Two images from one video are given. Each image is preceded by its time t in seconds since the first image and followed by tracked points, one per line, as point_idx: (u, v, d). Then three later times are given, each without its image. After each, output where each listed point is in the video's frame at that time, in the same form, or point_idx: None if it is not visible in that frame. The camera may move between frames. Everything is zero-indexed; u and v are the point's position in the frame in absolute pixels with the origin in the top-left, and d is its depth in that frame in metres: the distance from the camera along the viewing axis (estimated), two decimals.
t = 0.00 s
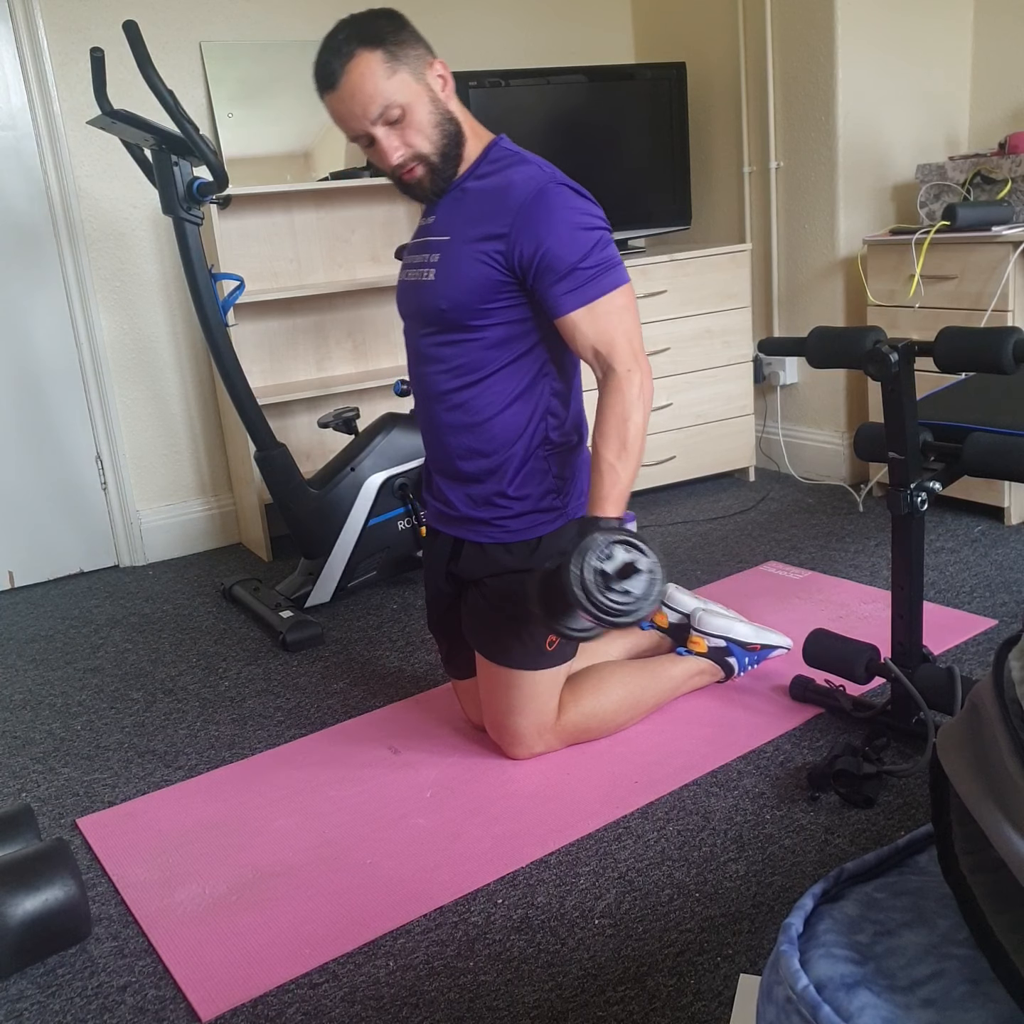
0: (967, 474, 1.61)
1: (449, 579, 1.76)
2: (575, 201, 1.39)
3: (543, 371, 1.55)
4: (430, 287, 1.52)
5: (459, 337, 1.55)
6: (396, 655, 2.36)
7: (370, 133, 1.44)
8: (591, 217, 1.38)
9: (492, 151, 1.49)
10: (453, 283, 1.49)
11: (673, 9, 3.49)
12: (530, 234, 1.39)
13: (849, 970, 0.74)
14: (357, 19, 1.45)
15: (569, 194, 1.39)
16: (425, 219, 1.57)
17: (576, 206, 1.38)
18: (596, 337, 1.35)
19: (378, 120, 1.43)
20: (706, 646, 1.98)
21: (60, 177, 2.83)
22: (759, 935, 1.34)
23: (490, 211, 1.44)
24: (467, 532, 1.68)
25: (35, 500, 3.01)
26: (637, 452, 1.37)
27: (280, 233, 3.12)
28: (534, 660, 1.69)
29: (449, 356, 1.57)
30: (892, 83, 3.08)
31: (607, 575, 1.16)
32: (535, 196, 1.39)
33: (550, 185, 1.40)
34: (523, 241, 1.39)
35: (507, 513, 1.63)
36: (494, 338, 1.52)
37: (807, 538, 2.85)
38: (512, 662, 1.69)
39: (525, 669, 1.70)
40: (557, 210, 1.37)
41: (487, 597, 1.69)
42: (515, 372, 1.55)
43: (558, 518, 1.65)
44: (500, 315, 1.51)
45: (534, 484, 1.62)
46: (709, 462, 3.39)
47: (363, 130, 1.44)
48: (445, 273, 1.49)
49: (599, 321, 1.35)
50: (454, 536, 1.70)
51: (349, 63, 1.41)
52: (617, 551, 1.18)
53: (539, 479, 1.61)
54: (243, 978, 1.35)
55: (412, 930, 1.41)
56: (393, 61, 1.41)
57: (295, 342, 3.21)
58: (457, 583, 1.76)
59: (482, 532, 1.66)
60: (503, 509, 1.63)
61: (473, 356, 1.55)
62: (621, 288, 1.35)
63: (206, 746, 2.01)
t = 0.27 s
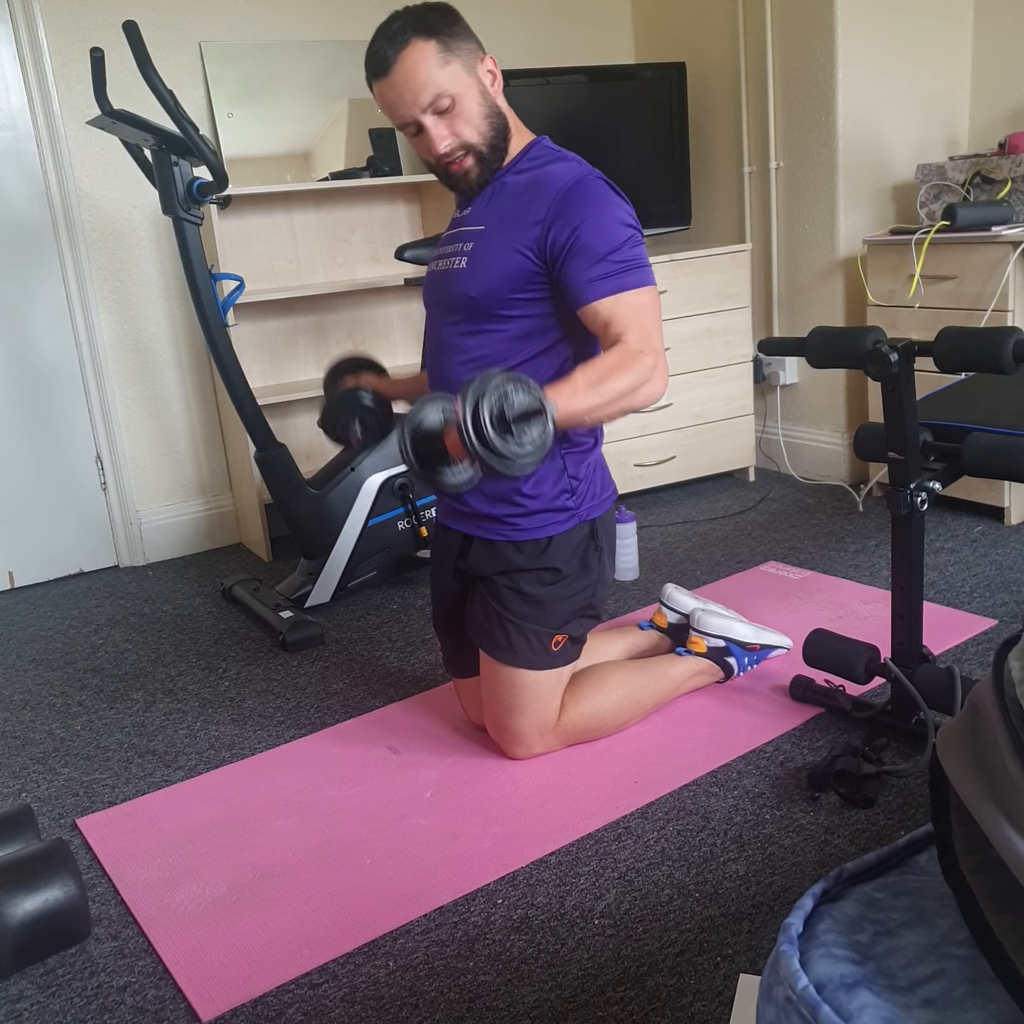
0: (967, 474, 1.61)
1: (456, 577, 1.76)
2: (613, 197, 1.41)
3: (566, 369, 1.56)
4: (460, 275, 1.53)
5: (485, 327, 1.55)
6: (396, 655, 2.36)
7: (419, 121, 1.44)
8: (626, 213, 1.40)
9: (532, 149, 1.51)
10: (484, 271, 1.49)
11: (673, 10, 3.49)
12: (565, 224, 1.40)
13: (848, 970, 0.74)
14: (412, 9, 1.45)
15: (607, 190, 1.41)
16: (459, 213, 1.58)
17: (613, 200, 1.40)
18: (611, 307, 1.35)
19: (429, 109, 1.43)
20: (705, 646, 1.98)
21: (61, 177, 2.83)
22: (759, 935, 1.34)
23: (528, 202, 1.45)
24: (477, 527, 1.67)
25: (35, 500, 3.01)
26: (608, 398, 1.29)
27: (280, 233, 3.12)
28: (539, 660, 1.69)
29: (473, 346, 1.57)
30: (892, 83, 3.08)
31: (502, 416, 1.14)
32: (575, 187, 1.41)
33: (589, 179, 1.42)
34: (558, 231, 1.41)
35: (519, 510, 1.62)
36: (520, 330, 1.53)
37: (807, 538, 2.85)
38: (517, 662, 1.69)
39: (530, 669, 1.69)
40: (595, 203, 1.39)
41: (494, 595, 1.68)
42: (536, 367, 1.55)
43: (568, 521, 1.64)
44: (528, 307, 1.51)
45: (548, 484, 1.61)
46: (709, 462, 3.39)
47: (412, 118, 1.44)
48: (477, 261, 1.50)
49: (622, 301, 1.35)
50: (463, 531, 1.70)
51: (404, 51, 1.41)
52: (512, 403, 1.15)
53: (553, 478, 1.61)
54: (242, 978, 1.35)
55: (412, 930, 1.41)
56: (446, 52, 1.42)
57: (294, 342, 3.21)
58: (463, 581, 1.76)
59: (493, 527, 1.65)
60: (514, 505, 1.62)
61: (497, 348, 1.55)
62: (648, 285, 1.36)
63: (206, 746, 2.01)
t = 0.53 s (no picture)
0: (967, 474, 1.60)
1: (457, 576, 1.76)
2: (607, 187, 1.41)
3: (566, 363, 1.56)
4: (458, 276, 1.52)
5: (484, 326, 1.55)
6: (396, 655, 2.36)
7: (415, 126, 1.44)
8: (621, 201, 1.40)
9: (526, 146, 1.51)
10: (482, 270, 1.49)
11: (673, 9, 3.49)
12: (561, 217, 1.40)
13: (849, 970, 0.74)
14: (394, 17, 1.46)
15: (601, 180, 1.41)
16: (455, 214, 1.58)
17: (608, 191, 1.40)
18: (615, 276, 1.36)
19: (424, 113, 1.43)
20: (705, 645, 1.98)
21: (61, 177, 2.83)
22: (759, 935, 1.34)
23: (523, 198, 1.45)
24: (481, 529, 1.66)
25: (36, 500, 3.01)
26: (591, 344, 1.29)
27: (280, 233, 3.12)
28: (540, 660, 1.69)
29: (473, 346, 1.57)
30: (892, 83, 3.08)
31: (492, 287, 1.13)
32: (569, 180, 1.41)
33: (583, 171, 1.42)
34: (554, 224, 1.41)
35: (524, 509, 1.62)
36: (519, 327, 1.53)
37: (807, 538, 2.85)
38: (518, 662, 1.69)
39: (532, 669, 1.69)
40: (590, 194, 1.39)
41: (495, 595, 1.68)
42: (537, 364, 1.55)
43: (573, 516, 1.64)
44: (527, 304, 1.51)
45: (552, 479, 1.61)
46: (709, 462, 3.39)
47: (407, 123, 1.44)
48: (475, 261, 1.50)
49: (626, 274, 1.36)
50: (466, 533, 1.70)
51: (393, 57, 1.41)
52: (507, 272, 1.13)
53: (557, 475, 1.61)
54: (242, 979, 1.35)
55: (412, 930, 1.41)
56: (437, 54, 1.42)
57: (295, 342, 3.21)
58: (465, 580, 1.76)
59: (497, 527, 1.64)
60: (519, 503, 1.62)
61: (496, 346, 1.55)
62: (645, 272, 1.37)
63: (206, 746, 2.01)
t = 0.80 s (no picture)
0: (967, 474, 1.60)
1: (458, 576, 1.76)
2: (613, 190, 1.41)
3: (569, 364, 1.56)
4: (462, 276, 1.52)
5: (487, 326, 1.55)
6: (396, 655, 2.36)
7: (424, 119, 1.44)
8: (627, 205, 1.40)
9: (531, 148, 1.51)
10: (486, 271, 1.49)
11: (673, 9, 3.49)
12: (566, 219, 1.40)
13: (849, 970, 0.74)
14: (410, 10, 1.46)
15: (607, 183, 1.41)
16: (459, 215, 1.58)
17: (613, 193, 1.40)
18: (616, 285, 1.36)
19: (433, 106, 1.43)
20: (705, 645, 1.98)
21: (61, 177, 2.83)
22: (759, 936, 1.34)
23: (528, 199, 1.45)
24: (482, 529, 1.67)
25: (36, 500, 3.01)
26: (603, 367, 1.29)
27: (280, 233, 3.12)
28: (541, 659, 1.69)
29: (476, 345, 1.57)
30: (892, 83, 3.08)
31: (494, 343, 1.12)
32: (574, 182, 1.41)
33: (589, 173, 1.42)
34: (559, 227, 1.41)
35: (525, 510, 1.62)
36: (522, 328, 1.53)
37: (807, 538, 2.85)
38: (518, 662, 1.69)
39: (533, 668, 1.69)
40: (596, 196, 1.39)
41: (495, 595, 1.69)
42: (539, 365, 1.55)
43: (573, 517, 1.64)
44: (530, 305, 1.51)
45: (553, 480, 1.61)
46: (708, 462, 3.39)
47: (416, 116, 1.44)
48: (479, 261, 1.50)
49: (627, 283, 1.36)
50: (467, 532, 1.70)
51: (407, 48, 1.42)
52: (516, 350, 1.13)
53: (558, 476, 1.61)
54: (242, 979, 1.35)
55: (412, 930, 1.41)
56: (449, 49, 1.42)
57: (295, 342, 3.21)
58: (466, 580, 1.76)
59: (498, 527, 1.64)
60: (519, 503, 1.62)
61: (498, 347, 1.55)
62: (650, 276, 1.37)
63: (206, 746, 2.01)
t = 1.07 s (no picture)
0: (968, 474, 1.60)
1: (458, 576, 1.76)
2: (615, 192, 1.40)
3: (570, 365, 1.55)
4: (463, 275, 1.52)
5: (487, 326, 1.55)
6: (396, 655, 2.36)
7: (424, 115, 1.44)
8: (630, 209, 1.39)
9: (534, 148, 1.51)
10: (487, 271, 1.49)
11: (673, 9, 3.49)
12: (568, 222, 1.39)
13: (849, 970, 0.74)
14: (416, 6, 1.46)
15: (610, 186, 1.40)
16: (461, 212, 1.58)
17: (616, 197, 1.39)
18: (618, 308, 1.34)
19: (435, 102, 1.42)
20: (706, 646, 1.98)
21: (61, 177, 2.83)
22: (759, 935, 1.34)
23: (529, 200, 1.45)
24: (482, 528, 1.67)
25: (36, 500, 3.01)
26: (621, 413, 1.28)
27: (279, 233, 3.12)
28: (541, 658, 1.69)
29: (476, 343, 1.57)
30: (892, 83, 3.08)
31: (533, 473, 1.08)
32: (577, 184, 1.40)
33: (592, 176, 1.41)
34: (562, 229, 1.40)
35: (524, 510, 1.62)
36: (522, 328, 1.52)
37: (807, 538, 2.85)
38: (518, 661, 1.69)
39: (533, 668, 1.69)
40: (598, 199, 1.39)
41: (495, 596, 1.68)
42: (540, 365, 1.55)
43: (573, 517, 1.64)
44: (531, 305, 1.51)
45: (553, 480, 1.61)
46: (708, 462, 3.39)
47: (417, 112, 1.44)
48: (480, 261, 1.50)
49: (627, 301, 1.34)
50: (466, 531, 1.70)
51: (410, 44, 1.42)
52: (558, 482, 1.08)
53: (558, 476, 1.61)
54: (242, 979, 1.35)
55: (412, 930, 1.41)
56: (453, 46, 1.42)
57: (295, 342, 3.21)
58: (466, 580, 1.77)
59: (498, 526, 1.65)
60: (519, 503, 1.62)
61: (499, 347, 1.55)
62: (654, 280, 1.36)
63: (206, 746, 2.01)
